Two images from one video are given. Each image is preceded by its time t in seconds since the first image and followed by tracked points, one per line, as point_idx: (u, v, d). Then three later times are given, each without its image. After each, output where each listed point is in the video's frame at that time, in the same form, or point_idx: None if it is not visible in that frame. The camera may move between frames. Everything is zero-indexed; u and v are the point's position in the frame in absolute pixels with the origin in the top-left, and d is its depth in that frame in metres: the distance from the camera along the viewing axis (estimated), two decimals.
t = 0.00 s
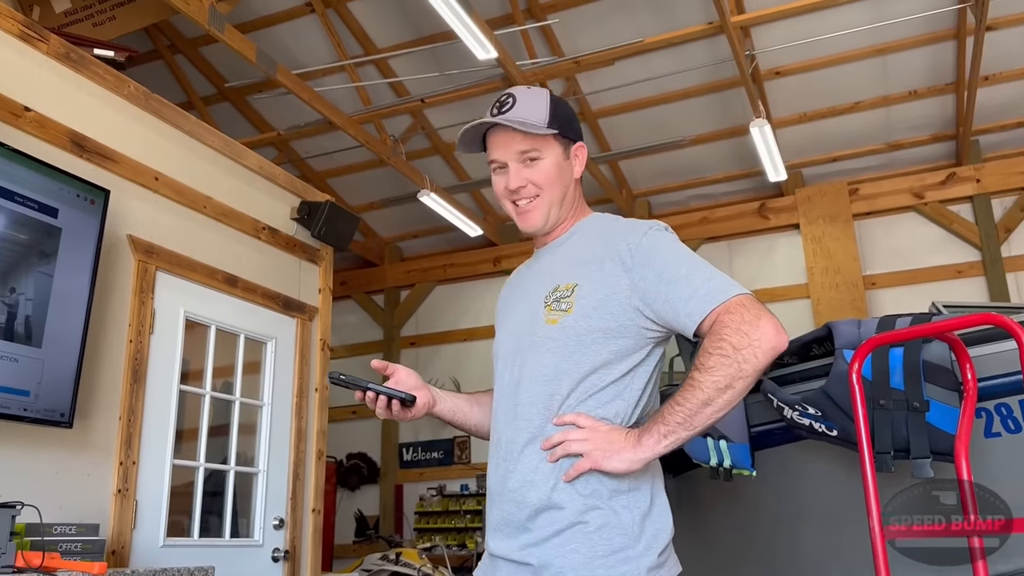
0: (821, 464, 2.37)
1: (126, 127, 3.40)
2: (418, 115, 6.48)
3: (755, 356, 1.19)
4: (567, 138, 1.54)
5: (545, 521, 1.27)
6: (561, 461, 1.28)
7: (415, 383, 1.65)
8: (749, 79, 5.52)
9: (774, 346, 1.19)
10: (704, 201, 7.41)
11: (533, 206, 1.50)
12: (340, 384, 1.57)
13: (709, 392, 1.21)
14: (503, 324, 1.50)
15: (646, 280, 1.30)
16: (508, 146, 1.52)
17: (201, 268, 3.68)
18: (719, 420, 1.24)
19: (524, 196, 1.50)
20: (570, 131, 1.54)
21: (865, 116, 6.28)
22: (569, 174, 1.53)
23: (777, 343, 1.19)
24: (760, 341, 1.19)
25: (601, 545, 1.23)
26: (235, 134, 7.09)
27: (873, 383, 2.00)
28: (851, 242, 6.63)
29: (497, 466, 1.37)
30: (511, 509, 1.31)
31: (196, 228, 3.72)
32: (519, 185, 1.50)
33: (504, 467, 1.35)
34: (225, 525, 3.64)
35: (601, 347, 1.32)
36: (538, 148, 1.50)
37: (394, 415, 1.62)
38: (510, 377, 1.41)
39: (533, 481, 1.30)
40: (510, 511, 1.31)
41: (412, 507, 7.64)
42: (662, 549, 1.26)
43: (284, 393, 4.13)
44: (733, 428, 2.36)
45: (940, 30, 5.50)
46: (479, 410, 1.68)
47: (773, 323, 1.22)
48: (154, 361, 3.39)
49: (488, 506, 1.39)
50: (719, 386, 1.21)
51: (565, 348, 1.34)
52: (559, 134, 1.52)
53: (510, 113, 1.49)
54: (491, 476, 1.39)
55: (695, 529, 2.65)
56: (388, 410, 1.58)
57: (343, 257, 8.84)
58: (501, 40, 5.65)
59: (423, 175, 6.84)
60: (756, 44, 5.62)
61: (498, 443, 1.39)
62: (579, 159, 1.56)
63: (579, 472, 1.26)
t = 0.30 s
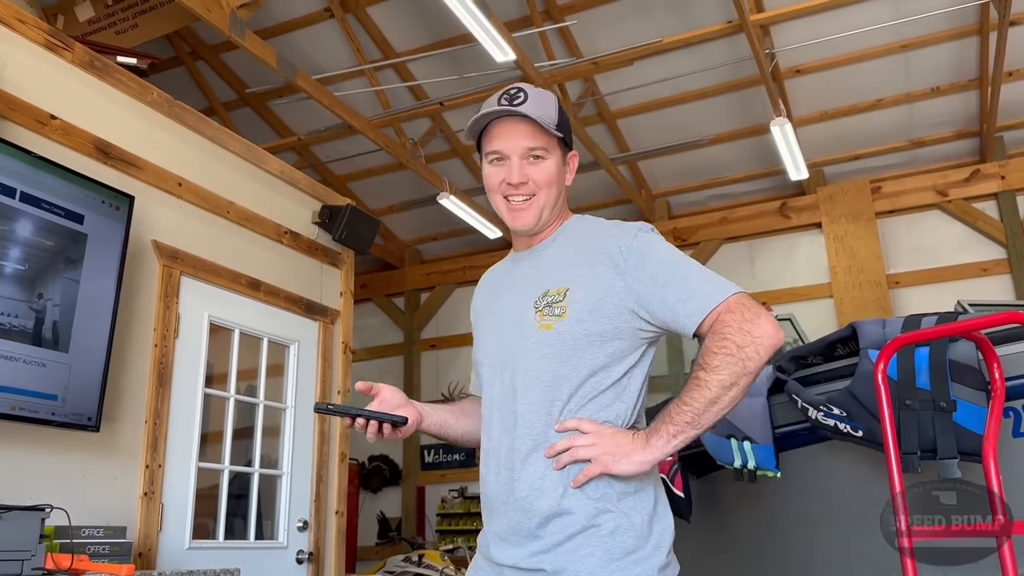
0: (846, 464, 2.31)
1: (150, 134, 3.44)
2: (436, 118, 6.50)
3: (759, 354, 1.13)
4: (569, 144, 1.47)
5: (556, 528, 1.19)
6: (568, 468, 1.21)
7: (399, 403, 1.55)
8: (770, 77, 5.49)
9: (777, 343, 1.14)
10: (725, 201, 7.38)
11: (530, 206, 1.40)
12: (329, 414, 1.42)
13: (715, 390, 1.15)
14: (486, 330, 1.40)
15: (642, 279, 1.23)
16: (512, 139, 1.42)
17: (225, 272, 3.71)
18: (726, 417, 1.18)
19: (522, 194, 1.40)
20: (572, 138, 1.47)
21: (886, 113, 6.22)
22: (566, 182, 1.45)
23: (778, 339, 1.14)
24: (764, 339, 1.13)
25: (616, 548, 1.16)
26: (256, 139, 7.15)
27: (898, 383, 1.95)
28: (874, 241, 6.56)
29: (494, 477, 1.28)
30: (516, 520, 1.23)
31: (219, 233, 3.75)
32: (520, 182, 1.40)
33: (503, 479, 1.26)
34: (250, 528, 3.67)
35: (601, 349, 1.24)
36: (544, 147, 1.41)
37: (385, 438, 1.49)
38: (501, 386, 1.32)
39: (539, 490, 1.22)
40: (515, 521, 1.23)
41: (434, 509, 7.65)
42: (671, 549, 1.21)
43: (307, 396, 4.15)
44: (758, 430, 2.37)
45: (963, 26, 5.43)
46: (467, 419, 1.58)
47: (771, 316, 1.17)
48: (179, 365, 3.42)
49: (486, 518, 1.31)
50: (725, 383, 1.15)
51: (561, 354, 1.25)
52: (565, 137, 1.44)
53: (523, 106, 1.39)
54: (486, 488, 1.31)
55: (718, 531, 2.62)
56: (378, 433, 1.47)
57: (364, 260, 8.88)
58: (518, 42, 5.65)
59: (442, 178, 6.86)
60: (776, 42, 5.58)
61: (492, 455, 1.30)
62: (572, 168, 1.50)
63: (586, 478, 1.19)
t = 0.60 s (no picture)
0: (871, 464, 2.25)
1: (172, 139, 3.48)
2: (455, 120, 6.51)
3: (712, 352, 1.22)
4: (516, 154, 1.56)
5: (520, 528, 1.23)
6: (533, 468, 1.25)
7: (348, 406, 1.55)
8: (790, 75, 5.45)
9: (726, 342, 1.24)
10: (746, 200, 7.35)
11: (481, 211, 1.48)
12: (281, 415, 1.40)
13: (676, 385, 1.23)
14: (438, 333, 1.43)
15: (600, 281, 1.30)
16: (462, 146, 1.50)
17: (247, 276, 3.74)
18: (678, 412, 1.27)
19: (473, 199, 1.48)
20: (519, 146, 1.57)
21: (909, 110, 6.16)
22: (513, 189, 1.54)
23: (727, 338, 1.24)
24: (716, 337, 1.22)
25: (580, 542, 1.22)
26: (277, 143, 7.20)
27: (923, 382, 1.88)
28: (898, 239, 6.48)
29: (453, 479, 1.30)
30: (479, 520, 1.25)
31: (242, 237, 3.78)
32: (470, 188, 1.48)
33: (464, 480, 1.29)
34: (274, 530, 3.68)
35: (560, 349, 1.30)
36: (493, 155, 1.50)
37: (339, 440, 1.48)
38: (459, 388, 1.34)
39: (504, 490, 1.25)
40: (477, 520, 1.25)
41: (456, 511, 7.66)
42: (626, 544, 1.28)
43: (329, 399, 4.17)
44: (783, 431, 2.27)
45: (987, 21, 5.37)
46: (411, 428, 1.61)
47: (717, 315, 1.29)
48: (203, 368, 3.45)
49: (443, 521, 1.32)
50: (683, 378, 1.23)
51: (523, 354, 1.30)
52: (512, 146, 1.54)
53: (473, 115, 1.48)
54: (440, 491, 1.32)
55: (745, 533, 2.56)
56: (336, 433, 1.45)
57: (384, 262, 8.92)
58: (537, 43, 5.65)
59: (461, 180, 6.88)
60: (797, 40, 5.54)
61: (451, 456, 1.32)
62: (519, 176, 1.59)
63: (552, 476, 1.24)
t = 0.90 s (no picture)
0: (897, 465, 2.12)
1: (194, 144, 3.51)
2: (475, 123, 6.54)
3: (668, 351, 1.27)
4: (472, 153, 1.61)
5: (475, 519, 1.25)
6: (492, 462, 1.27)
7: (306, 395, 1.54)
8: (811, 73, 5.41)
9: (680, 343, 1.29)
10: (766, 199, 7.33)
11: (433, 208, 1.53)
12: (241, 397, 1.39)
13: (633, 382, 1.27)
14: (399, 330, 1.45)
15: (561, 283, 1.34)
16: (415, 146, 1.56)
17: (268, 279, 3.76)
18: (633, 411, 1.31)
19: (426, 197, 1.53)
20: (478, 147, 1.62)
21: (932, 107, 6.10)
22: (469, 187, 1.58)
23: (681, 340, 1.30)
24: (671, 337, 1.27)
25: (533, 534, 1.24)
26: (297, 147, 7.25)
27: (949, 383, 1.79)
28: (921, 237, 6.40)
29: (412, 470, 1.32)
30: (434, 512, 1.27)
31: (263, 240, 3.80)
32: (422, 187, 1.54)
33: (422, 473, 1.30)
34: (297, 531, 3.70)
35: (520, 347, 1.33)
36: (445, 154, 1.55)
37: (298, 428, 1.48)
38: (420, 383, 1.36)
39: (461, 483, 1.27)
40: (433, 511, 1.27)
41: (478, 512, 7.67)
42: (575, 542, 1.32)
43: (351, 401, 4.18)
44: (805, 430, 2.19)
45: (1009, 16, 5.31)
46: (365, 424, 1.61)
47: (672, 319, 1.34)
48: (227, 371, 3.48)
49: (398, 514, 1.34)
50: (640, 376, 1.27)
51: (483, 350, 1.33)
52: (469, 146, 1.59)
53: (424, 116, 1.55)
54: (398, 483, 1.34)
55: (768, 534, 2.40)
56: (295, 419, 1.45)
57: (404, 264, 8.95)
58: (555, 45, 5.65)
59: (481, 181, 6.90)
60: (817, 38, 5.51)
61: (409, 449, 1.33)
62: (478, 176, 1.63)
63: (510, 470, 1.26)
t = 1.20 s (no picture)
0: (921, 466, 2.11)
1: (216, 148, 3.54)
2: (493, 125, 6.55)
3: (649, 356, 1.21)
4: (402, 144, 1.52)
5: (444, 527, 1.21)
6: (464, 472, 1.23)
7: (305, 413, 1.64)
8: (831, 71, 5.38)
9: (663, 346, 1.22)
10: (787, 199, 7.28)
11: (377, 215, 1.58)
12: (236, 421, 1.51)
13: (610, 389, 1.22)
14: (383, 331, 1.41)
15: (540, 283, 1.28)
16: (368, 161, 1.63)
17: (289, 282, 3.78)
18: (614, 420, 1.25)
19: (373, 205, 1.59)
20: (405, 138, 1.52)
21: (954, 104, 6.04)
22: (400, 181, 1.51)
23: (666, 343, 1.23)
24: (653, 342, 1.21)
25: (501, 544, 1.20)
26: (317, 151, 7.30)
27: (974, 383, 1.76)
28: (944, 235, 6.32)
29: (389, 475, 1.30)
30: (405, 518, 1.24)
31: (284, 243, 3.82)
32: (368, 195, 1.59)
33: (397, 480, 1.28)
34: (319, 533, 3.71)
35: (496, 351, 1.28)
36: (373, 159, 1.57)
37: (294, 447, 1.57)
38: (398, 387, 1.33)
39: (432, 491, 1.24)
40: (404, 518, 1.24)
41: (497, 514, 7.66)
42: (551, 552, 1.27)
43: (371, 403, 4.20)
44: (828, 430, 2.15)
45: None
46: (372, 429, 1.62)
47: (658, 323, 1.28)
48: (250, 374, 3.50)
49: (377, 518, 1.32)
50: (619, 383, 1.22)
51: (458, 354, 1.28)
52: (395, 143, 1.53)
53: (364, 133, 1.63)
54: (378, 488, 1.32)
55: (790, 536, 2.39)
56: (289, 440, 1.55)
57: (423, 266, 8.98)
58: (572, 46, 5.66)
59: (499, 183, 6.90)
60: (836, 36, 5.47)
61: (387, 454, 1.31)
62: (417, 163, 1.51)
63: (482, 480, 1.21)
